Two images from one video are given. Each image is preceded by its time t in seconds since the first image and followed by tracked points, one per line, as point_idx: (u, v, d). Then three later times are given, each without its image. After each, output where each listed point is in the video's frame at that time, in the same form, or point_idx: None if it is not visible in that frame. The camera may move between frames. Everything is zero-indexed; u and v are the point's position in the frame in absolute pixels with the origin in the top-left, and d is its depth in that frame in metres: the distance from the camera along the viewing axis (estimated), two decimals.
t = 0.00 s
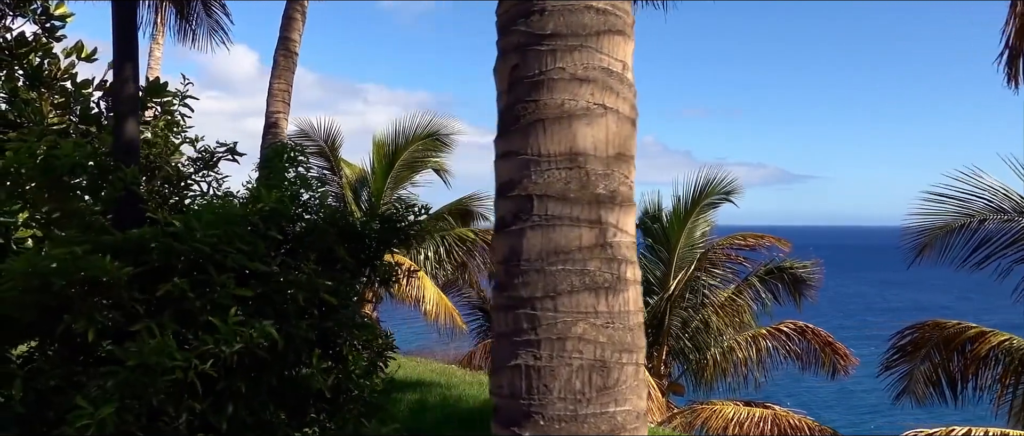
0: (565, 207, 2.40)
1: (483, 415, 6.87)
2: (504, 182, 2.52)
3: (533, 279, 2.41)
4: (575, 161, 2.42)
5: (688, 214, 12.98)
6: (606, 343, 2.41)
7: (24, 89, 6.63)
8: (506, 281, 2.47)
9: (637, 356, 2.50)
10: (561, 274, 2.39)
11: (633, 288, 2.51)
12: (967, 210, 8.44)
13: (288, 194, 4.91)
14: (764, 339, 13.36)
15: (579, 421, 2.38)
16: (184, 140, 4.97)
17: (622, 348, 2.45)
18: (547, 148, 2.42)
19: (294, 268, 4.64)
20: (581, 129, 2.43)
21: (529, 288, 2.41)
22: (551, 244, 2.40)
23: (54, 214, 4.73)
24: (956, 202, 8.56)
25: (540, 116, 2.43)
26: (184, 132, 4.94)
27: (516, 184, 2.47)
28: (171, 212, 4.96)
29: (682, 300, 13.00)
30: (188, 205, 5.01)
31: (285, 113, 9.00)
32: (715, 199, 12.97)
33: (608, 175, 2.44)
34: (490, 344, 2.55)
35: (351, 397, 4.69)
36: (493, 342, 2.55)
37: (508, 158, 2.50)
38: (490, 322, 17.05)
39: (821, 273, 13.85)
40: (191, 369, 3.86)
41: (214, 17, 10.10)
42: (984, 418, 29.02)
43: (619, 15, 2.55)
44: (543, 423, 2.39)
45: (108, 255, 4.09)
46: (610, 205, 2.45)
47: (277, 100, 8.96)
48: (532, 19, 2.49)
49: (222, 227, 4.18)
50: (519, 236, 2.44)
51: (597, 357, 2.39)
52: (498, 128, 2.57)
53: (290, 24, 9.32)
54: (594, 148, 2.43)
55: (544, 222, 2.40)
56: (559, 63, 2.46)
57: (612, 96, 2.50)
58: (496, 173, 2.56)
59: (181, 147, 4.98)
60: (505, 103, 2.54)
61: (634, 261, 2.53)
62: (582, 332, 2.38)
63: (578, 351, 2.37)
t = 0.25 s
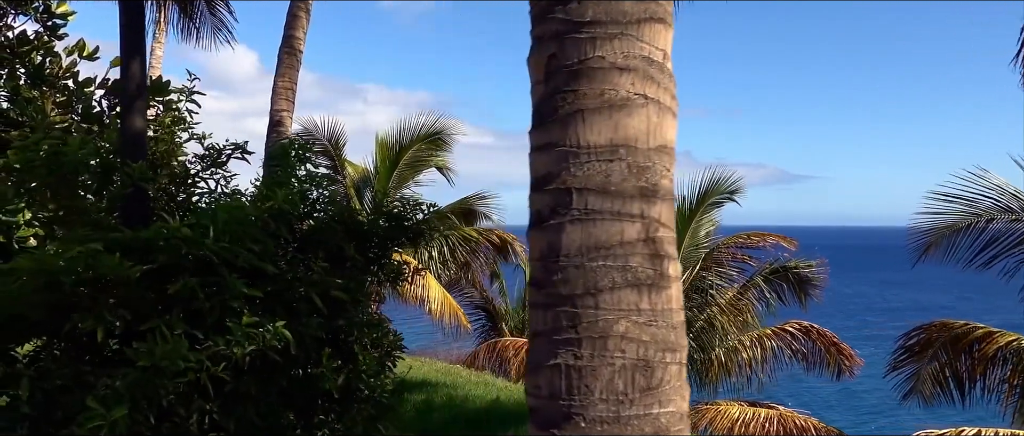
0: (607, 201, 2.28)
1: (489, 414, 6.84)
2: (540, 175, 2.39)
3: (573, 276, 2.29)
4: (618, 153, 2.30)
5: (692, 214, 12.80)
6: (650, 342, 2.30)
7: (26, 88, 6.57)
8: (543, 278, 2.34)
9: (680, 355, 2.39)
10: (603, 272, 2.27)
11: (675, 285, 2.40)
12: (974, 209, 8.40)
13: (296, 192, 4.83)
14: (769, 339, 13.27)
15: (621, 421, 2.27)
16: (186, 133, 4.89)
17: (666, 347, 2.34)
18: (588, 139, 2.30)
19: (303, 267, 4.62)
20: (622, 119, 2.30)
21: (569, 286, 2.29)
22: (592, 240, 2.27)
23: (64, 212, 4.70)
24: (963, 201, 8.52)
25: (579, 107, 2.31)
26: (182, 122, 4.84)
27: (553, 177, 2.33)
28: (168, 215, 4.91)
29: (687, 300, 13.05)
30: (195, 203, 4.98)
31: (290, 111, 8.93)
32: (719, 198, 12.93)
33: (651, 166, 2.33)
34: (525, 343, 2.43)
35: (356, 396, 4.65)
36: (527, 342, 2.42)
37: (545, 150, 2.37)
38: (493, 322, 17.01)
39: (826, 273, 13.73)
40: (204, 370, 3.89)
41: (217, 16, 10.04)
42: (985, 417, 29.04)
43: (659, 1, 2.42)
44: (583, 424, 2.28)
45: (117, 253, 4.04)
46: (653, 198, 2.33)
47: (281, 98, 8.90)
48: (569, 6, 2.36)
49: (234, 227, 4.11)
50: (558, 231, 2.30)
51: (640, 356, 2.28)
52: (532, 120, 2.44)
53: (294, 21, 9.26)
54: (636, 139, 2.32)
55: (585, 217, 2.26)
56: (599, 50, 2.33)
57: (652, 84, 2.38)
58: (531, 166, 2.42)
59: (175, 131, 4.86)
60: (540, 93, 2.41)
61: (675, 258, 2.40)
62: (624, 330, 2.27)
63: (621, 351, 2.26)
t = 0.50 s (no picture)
0: (655, 196, 2.29)
1: (496, 415, 6.81)
2: (585, 171, 2.41)
3: (622, 276, 2.30)
4: (666, 146, 2.31)
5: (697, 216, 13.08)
6: (703, 345, 2.32)
7: (29, 87, 6.51)
8: (590, 278, 2.35)
9: (731, 358, 2.42)
10: (653, 270, 2.29)
11: (725, 285, 2.42)
12: (982, 209, 8.37)
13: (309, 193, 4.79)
14: (775, 339, 13.10)
15: (675, 426, 2.29)
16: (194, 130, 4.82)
17: (718, 350, 2.36)
18: (636, 132, 2.31)
19: (313, 267, 4.57)
20: (671, 112, 2.32)
21: (618, 286, 2.30)
22: (642, 237, 2.28)
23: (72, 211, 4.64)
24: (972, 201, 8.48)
25: (627, 98, 2.32)
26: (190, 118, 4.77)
27: (599, 172, 2.35)
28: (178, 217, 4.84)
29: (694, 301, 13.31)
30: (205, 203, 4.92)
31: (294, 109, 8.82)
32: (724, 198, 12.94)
33: (700, 161, 2.34)
34: (574, 350, 2.45)
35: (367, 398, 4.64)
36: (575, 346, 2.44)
37: (590, 144, 2.39)
38: (496, 322, 16.94)
39: (831, 272, 13.66)
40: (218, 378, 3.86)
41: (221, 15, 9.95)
42: (986, 417, 29.01)
43: None
44: (635, 430, 2.29)
45: (127, 254, 3.99)
46: (702, 193, 2.35)
47: (286, 97, 8.80)
48: None
49: (246, 227, 4.12)
50: (606, 229, 2.32)
51: (693, 360, 2.30)
52: (576, 114, 2.45)
53: (300, 20, 9.18)
54: (686, 132, 2.33)
55: (633, 212, 2.28)
56: (647, 40, 2.34)
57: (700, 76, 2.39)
58: (576, 162, 2.44)
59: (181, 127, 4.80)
60: (585, 85, 2.43)
61: (723, 252, 2.41)
62: (677, 332, 2.29)
63: (674, 354, 2.28)
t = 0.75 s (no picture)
0: (699, 195, 2.35)
1: (502, 415, 6.78)
2: (625, 168, 2.48)
3: (664, 276, 2.36)
4: (709, 143, 2.37)
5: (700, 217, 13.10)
6: (750, 350, 2.37)
7: (30, 87, 6.45)
8: (631, 279, 2.41)
9: (778, 364, 2.46)
10: (698, 271, 2.34)
11: (772, 288, 2.46)
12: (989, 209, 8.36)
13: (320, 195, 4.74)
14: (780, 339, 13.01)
15: (721, 433, 2.35)
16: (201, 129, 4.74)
17: (766, 357, 2.41)
18: (678, 128, 2.37)
19: (323, 269, 4.53)
20: (715, 107, 2.37)
21: (660, 288, 2.36)
22: (686, 236, 2.34)
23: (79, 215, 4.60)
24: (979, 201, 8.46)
25: (669, 93, 2.39)
26: (198, 116, 4.72)
27: (639, 169, 2.42)
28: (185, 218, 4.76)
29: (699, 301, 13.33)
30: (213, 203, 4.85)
31: (298, 108, 8.71)
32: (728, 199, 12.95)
33: (745, 158, 2.39)
34: (612, 354, 2.51)
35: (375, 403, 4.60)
36: (614, 349, 2.50)
37: (631, 139, 2.46)
38: (497, 322, 16.88)
39: (836, 272, 13.62)
40: (228, 384, 3.82)
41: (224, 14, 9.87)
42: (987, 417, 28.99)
43: None
44: None
45: (135, 256, 3.96)
46: (747, 190, 2.39)
47: (290, 96, 8.70)
48: None
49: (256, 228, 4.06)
50: (648, 227, 2.38)
51: (739, 366, 2.34)
52: (616, 111, 2.53)
53: (304, 18, 9.10)
54: (730, 127, 2.39)
55: (676, 211, 2.34)
56: (690, 34, 2.41)
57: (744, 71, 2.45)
58: (616, 160, 2.51)
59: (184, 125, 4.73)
60: (624, 80, 2.50)
61: (768, 250, 2.46)
62: (723, 337, 2.34)
63: (720, 360, 2.33)
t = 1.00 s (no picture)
0: (751, 192, 2.32)
1: (508, 416, 6.74)
2: (672, 162, 2.46)
3: (715, 277, 2.33)
4: (761, 136, 2.35)
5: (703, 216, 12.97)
6: (808, 354, 2.33)
7: (30, 87, 6.37)
8: (679, 280, 2.39)
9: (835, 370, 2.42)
10: (752, 272, 2.31)
11: (827, 289, 2.42)
12: (997, 208, 8.32)
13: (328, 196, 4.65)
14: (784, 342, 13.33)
15: None
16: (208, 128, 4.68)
17: (824, 362, 2.37)
18: (729, 122, 2.36)
19: (332, 271, 4.50)
20: (767, 99, 2.35)
21: (711, 289, 2.33)
22: (739, 235, 2.32)
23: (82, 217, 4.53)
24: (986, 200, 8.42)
25: (719, 84, 2.37)
26: (206, 115, 4.65)
27: (688, 163, 2.41)
28: (192, 218, 4.71)
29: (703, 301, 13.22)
30: (219, 203, 4.82)
31: (302, 108, 8.63)
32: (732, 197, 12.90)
33: (798, 154, 2.37)
34: (657, 358, 2.49)
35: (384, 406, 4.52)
36: (659, 352, 2.48)
37: (678, 132, 2.44)
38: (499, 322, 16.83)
39: (839, 272, 13.60)
40: (238, 387, 3.78)
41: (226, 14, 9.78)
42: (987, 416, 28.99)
43: None
44: None
45: (141, 259, 3.87)
46: (801, 187, 2.37)
47: (293, 96, 8.62)
48: None
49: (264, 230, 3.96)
50: (697, 225, 2.36)
51: (797, 371, 2.31)
52: (661, 103, 2.51)
53: (308, 17, 9.03)
54: (783, 120, 2.37)
55: (728, 208, 2.32)
56: (740, 23, 2.38)
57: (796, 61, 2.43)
58: (662, 154, 2.49)
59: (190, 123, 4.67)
60: (669, 70, 2.49)
61: (823, 250, 2.42)
62: (778, 340, 2.31)
63: (776, 365, 2.30)
